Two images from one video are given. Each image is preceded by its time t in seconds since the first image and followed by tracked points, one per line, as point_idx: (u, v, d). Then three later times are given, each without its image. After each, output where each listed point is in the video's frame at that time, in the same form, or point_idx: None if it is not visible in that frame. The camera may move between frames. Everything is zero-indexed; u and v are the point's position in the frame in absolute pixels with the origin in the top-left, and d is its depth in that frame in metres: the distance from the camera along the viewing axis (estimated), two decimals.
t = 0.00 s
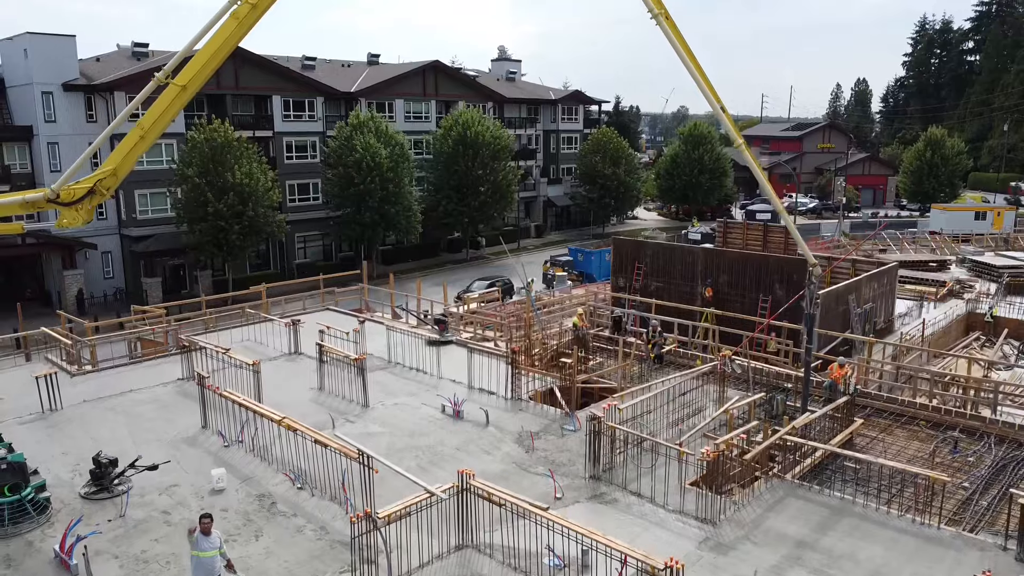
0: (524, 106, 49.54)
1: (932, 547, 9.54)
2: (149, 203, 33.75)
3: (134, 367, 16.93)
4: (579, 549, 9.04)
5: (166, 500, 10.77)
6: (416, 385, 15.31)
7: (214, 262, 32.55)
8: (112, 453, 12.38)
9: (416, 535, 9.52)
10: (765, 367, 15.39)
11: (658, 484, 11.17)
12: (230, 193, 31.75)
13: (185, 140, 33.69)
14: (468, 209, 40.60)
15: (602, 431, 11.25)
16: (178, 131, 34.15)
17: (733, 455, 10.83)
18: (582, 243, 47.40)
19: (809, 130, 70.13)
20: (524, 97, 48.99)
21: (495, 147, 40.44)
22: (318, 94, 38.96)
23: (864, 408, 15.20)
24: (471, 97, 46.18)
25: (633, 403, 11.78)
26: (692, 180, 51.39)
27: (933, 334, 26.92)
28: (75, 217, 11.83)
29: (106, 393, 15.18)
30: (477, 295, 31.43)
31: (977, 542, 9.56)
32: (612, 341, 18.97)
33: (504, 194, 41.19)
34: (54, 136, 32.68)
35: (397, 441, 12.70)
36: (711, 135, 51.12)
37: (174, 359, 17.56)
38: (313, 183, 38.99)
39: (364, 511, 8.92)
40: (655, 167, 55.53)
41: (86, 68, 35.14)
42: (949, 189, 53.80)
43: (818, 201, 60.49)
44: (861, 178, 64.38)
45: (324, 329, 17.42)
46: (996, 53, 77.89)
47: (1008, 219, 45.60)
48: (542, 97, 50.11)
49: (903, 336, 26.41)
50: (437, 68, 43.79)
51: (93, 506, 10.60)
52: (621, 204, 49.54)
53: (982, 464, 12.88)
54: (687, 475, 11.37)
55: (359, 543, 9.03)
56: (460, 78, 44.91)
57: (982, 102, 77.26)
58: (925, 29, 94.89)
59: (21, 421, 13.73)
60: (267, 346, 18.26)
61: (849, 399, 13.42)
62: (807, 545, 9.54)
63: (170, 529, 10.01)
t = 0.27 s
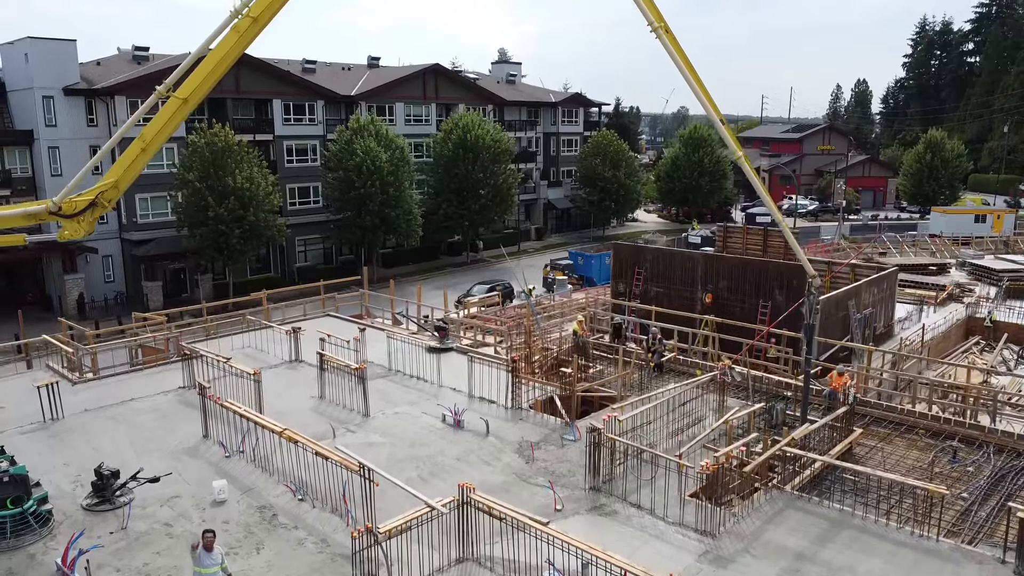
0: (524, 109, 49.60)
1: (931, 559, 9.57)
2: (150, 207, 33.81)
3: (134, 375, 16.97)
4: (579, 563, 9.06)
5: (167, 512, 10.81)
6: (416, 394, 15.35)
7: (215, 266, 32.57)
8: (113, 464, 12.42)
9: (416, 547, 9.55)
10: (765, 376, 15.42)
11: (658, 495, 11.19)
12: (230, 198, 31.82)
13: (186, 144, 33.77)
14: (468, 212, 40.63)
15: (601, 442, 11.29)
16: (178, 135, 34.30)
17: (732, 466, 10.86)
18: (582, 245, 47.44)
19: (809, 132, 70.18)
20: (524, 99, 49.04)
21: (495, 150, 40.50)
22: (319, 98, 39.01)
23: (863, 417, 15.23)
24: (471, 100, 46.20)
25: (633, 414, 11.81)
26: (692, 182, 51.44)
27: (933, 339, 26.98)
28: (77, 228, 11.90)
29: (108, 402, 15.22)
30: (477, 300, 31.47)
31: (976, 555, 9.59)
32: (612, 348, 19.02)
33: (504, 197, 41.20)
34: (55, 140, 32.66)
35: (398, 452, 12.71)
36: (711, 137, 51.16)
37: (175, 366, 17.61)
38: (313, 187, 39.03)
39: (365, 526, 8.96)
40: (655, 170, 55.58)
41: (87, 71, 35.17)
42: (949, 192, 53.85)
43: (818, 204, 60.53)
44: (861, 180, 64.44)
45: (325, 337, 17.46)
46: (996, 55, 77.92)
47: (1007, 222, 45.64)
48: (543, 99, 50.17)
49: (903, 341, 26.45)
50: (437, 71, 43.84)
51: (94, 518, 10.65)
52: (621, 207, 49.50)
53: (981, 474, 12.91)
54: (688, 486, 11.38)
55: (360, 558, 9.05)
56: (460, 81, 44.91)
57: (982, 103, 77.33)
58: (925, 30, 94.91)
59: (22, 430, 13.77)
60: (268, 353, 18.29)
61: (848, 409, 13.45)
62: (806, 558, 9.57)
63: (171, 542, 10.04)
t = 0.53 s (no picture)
0: (525, 111, 49.65)
1: (931, 567, 9.58)
2: (150, 210, 33.85)
3: (136, 380, 17.00)
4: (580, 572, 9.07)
5: (168, 518, 10.82)
6: (417, 400, 15.36)
7: (215, 268, 32.58)
8: (115, 470, 12.44)
9: (417, 555, 9.57)
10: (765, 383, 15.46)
11: (658, 502, 11.19)
12: (231, 201, 31.85)
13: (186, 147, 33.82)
14: (469, 214, 40.61)
15: (601, 450, 11.30)
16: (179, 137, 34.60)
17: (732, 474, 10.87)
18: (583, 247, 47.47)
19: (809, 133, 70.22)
20: (524, 101, 49.08)
21: (495, 152, 40.51)
22: (319, 100, 39.03)
23: (863, 422, 15.26)
24: (472, 102, 46.22)
25: (633, 420, 11.83)
26: (692, 184, 51.48)
27: (933, 342, 27.01)
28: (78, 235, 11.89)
29: (109, 408, 15.24)
30: (477, 302, 31.48)
31: (976, 562, 9.60)
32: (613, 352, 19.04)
33: (504, 199, 41.20)
34: (55, 143, 32.64)
35: (398, 457, 12.73)
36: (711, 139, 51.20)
37: (176, 370, 17.63)
38: (313, 189, 39.04)
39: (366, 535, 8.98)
40: (655, 171, 55.61)
41: (87, 74, 35.21)
42: (949, 193, 53.88)
43: (818, 205, 60.56)
44: (862, 181, 64.48)
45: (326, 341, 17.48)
46: (996, 56, 77.98)
47: (1007, 224, 45.69)
48: (543, 101, 50.20)
49: (903, 344, 26.49)
50: (438, 73, 43.86)
51: (95, 525, 10.66)
52: (621, 208, 49.49)
53: (981, 480, 12.92)
54: (688, 493, 11.39)
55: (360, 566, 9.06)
56: (460, 83, 44.92)
57: (982, 104, 77.42)
58: (925, 31, 94.95)
59: (24, 436, 13.79)
60: (268, 358, 18.31)
61: (848, 416, 13.47)
62: (806, 566, 9.57)
63: (172, 549, 10.05)
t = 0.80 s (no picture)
0: (525, 113, 49.69)
1: None
2: (151, 214, 33.90)
3: (137, 387, 17.04)
4: None
5: (170, 529, 10.86)
6: (418, 408, 15.39)
7: (216, 272, 32.61)
8: (117, 480, 12.48)
9: (417, 568, 9.59)
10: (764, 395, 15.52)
11: (659, 513, 11.21)
12: (232, 205, 31.89)
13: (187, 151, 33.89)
14: (469, 217, 40.61)
15: (601, 461, 11.30)
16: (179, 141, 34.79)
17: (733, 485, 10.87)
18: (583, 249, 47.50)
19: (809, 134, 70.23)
20: (524, 103, 49.11)
21: (495, 155, 40.55)
22: (319, 103, 39.07)
23: (864, 430, 15.31)
24: (472, 104, 46.26)
25: (633, 431, 11.85)
26: (692, 186, 51.52)
27: (933, 346, 27.05)
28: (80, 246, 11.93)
29: (110, 416, 15.28)
30: (477, 306, 31.50)
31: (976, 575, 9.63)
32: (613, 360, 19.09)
33: (504, 201, 41.22)
34: (56, 147, 32.66)
35: (399, 467, 12.75)
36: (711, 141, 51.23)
37: (178, 377, 17.67)
38: (314, 192, 39.10)
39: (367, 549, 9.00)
40: (655, 173, 55.64)
41: (88, 77, 35.25)
42: (950, 195, 53.91)
43: (818, 207, 60.57)
44: (862, 183, 64.49)
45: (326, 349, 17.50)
46: (996, 57, 77.97)
47: (1007, 226, 45.73)
48: (543, 103, 50.23)
49: (902, 348, 26.53)
50: (438, 76, 43.89)
51: (97, 536, 10.69)
52: (621, 210, 49.49)
53: (981, 489, 12.94)
54: (688, 504, 11.40)
55: None
56: (460, 86, 44.97)
57: (982, 105, 77.46)
58: (926, 32, 94.92)
59: (26, 445, 13.82)
60: (270, 365, 18.34)
61: (848, 425, 13.49)
62: None
63: (174, 560, 10.08)
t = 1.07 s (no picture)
0: (525, 117, 49.73)
1: None
2: (151, 219, 33.96)
3: (139, 397, 17.09)
4: None
5: (172, 545, 10.90)
6: (418, 419, 15.42)
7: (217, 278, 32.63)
8: (119, 494, 12.52)
9: None
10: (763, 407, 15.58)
11: (659, 529, 11.23)
12: (232, 211, 31.92)
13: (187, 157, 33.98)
14: (469, 222, 40.62)
15: (602, 476, 11.34)
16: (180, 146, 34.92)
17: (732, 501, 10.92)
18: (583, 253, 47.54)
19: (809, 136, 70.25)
20: (524, 107, 49.15)
21: (495, 159, 40.59)
22: (320, 108, 39.11)
23: (863, 442, 15.36)
24: (472, 108, 46.30)
25: (633, 446, 11.89)
26: (692, 189, 51.56)
27: (933, 352, 27.06)
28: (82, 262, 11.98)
29: (112, 428, 15.32)
30: (478, 312, 31.54)
31: None
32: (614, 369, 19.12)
33: (505, 205, 41.25)
34: (57, 152, 32.69)
35: (400, 481, 12.78)
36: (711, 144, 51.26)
37: (179, 387, 17.72)
38: (315, 197, 39.14)
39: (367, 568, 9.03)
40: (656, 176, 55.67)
41: (89, 83, 35.29)
42: (950, 198, 53.93)
43: (818, 209, 60.60)
44: (862, 185, 64.52)
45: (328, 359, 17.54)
46: (996, 58, 77.93)
47: (1007, 229, 45.78)
48: (543, 107, 50.27)
49: (902, 354, 26.56)
50: (438, 80, 43.92)
51: (99, 553, 10.73)
52: (621, 214, 49.52)
53: (981, 502, 12.96)
54: (689, 519, 11.43)
55: None
56: (460, 89, 45.00)
57: (982, 106, 77.50)
58: (926, 33, 94.89)
59: (29, 458, 13.87)
60: (271, 375, 18.38)
61: (847, 439, 13.52)
62: None
63: None
